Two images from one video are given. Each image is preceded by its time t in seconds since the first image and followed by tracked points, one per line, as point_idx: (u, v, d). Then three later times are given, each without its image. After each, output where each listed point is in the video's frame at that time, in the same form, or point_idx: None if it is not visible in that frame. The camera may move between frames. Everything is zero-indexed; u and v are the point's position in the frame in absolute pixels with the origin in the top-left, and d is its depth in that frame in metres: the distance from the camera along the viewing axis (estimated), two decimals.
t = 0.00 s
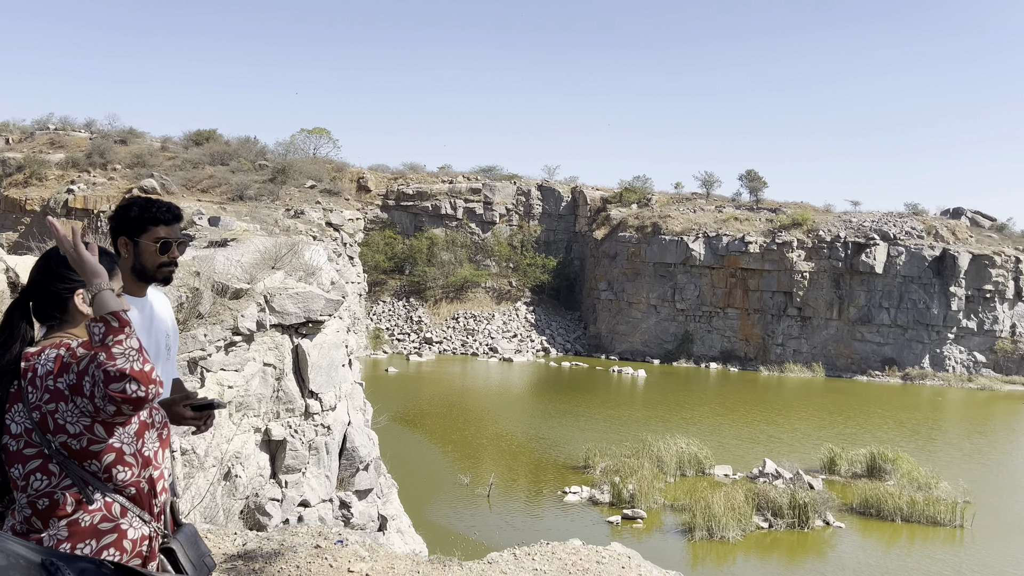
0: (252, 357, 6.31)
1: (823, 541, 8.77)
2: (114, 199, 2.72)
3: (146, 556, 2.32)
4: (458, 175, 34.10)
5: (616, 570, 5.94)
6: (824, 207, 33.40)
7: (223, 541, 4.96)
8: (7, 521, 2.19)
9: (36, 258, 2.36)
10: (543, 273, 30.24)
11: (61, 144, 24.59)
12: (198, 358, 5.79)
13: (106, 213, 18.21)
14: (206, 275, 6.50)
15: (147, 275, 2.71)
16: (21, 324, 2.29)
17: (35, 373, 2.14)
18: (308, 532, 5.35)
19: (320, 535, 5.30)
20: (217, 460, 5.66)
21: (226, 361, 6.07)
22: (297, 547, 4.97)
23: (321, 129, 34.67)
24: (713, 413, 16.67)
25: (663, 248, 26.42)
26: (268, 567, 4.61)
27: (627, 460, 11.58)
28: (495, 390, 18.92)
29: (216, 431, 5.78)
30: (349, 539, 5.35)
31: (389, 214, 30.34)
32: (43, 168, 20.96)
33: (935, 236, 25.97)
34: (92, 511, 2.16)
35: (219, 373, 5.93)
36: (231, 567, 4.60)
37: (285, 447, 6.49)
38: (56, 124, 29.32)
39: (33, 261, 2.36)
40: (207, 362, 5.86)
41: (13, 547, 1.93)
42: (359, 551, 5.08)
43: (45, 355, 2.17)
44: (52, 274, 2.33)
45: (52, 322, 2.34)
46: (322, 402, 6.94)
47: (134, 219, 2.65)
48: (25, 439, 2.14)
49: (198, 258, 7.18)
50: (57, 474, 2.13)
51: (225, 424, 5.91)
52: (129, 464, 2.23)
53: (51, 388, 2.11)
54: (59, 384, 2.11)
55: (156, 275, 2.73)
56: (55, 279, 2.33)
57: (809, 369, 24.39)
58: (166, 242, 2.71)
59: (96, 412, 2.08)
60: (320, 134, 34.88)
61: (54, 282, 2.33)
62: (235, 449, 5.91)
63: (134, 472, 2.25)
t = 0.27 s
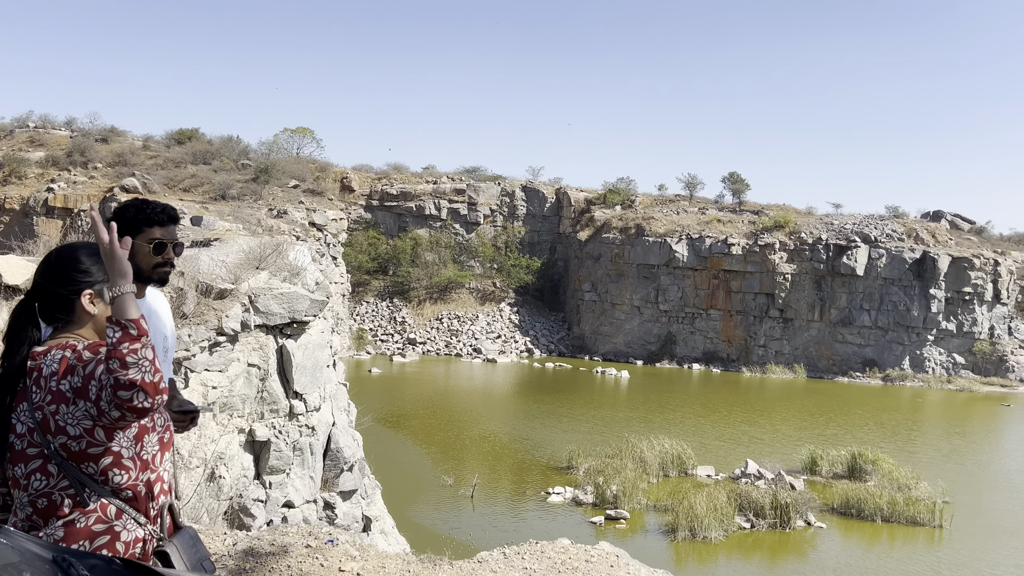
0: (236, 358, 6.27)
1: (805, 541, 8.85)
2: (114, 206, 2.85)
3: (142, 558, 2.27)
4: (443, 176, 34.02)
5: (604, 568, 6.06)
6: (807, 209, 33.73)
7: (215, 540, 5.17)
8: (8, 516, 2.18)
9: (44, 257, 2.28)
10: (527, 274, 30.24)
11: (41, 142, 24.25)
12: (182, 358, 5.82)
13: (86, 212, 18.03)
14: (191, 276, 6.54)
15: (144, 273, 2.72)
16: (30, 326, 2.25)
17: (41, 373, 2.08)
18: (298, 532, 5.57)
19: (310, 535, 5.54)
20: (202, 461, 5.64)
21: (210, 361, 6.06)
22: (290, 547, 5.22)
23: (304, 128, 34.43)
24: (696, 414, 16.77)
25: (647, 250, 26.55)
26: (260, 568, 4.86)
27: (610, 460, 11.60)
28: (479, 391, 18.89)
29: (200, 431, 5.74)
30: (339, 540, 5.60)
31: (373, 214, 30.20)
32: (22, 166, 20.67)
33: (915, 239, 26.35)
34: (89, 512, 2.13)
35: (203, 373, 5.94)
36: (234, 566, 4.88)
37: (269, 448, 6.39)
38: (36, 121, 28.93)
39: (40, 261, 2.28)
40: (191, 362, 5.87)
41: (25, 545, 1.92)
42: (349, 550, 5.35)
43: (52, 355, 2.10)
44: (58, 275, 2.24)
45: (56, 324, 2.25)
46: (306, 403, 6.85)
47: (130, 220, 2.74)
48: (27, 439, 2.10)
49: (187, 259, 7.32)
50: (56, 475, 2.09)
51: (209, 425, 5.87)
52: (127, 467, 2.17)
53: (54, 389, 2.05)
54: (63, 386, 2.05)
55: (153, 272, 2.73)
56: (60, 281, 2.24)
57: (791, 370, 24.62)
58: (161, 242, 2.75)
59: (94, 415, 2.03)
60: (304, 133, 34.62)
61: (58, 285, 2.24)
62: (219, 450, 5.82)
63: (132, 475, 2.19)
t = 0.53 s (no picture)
0: (225, 358, 6.20)
1: (792, 543, 8.89)
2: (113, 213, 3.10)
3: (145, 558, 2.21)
4: (433, 177, 33.96)
5: (596, 569, 6.05)
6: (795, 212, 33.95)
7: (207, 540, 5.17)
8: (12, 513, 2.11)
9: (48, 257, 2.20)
10: (516, 275, 30.22)
11: (27, 140, 24.02)
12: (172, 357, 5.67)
13: (72, 210, 17.86)
14: (181, 275, 6.55)
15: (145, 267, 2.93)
16: (32, 326, 2.13)
17: (49, 378, 1.98)
18: (291, 532, 5.59)
19: (304, 535, 5.56)
20: (191, 461, 5.51)
21: (199, 361, 6.00)
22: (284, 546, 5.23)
23: (293, 128, 34.25)
24: (684, 416, 16.82)
25: (636, 252, 26.63)
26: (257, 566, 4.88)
27: (599, 462, 11.61)
28: (468, 392, 18.84)
29: (190, 431, 5.61)
30: (332, 539, 5.63)
31: (363, 214, 30.11)
32: (8, 164, 20.45)
33: (902, 242, 26.60)
34: (92, 512, 2.06)
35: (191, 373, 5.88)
36: (234, 563, 4.93)
37: (258, 448, 6.34)
38: (22, 119, 28.65)
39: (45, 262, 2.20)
40: (180, 362, 5.76)
41: (32, 544, 1.84)
42: (343, 550, 5.37)
43: (62, 363, 1.99)
44: (63, 275, 2.15)
45: (63, 323, 2.14)
46: (295, 403, 6.80)
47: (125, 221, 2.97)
48: (32, 440, 2.01)
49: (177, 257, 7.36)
50: (60, 478, 2.02)
51: (199, 425, 5.75)
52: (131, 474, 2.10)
53: (61, 398, 1.96)
54: (70, 397, 1.95)
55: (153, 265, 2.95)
56: (65, 281, 2.15)
57: (778, 371, 24.75)
58: (156, 242, 2.97)
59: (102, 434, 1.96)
60: (293, 133, 34.43)
61: (63, 285, 2.15)
62: (209, 450, 5.73)
63: (133, 478, 2.13)
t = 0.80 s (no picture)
0: (220, 359, 6.23)
1: (787, 546, 8.89)
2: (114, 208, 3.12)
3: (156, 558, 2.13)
4: (429, 178, 33.95)
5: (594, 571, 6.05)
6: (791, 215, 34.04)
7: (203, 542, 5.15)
8: (16, 514, 2.07)
9: (48, 262, 2.10)
10: (512, 277, 30.22)
11: (23, 139, 23.94)
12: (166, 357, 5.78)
13: (67, 211, 17.81)
14: (177, 278, 6.67)
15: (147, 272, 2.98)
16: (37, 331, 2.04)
17: (61, 382, 1.90)
18: (288, 534, 5.57)
19: (301, 537, 5.54)
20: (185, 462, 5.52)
21: (195, 362, 6.06)
22: (280, 548, 5.21)
23: (289, 129, 34.20)
24: (679, 419, 16.82)
25: (632, 254, 26.66)
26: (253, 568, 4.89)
27: (595, 463, 11.61)
28: (463, 394, 18.81)
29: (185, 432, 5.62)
30: (329, 541, 5.61)
31: (359, 215, 30.11)
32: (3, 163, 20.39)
33: (897, 246, 26.72)
34: (101, 513, 2.00)
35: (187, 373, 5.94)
36: (232, 564, 4.96)
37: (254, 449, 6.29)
38: (18, 118, 28.58)
39: (46, 266, 2.11)
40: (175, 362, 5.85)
41: (36, 544, 1.83)
42: (341, 552, 5.36)
43: (75, 367, 1.90)
44: (63, 278, 2.05)
45: (67, 326, 2.03)
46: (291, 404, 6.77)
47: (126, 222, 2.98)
48: (40, 442, 1.96)
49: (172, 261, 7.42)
50: (69, 480, 1.97)
51: (194, 426, 5.75)
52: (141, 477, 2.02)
53: (75, 402, 1.88)
54: (86, 404, 1.87)
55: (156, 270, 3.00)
56: (66, 284, 2.05)
57: (773, 375, 24.82)
58: (156, 245, 3.00)
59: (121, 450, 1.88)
60: (289, 134, 34.39)
61: (64, 288, 2.05)
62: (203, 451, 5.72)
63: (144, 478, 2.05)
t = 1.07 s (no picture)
0: (222, 359, 6.24)
1: (787, 548, 8.88)
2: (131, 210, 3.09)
3: (171, 559, 2.11)
4: (430, 180, 33.99)
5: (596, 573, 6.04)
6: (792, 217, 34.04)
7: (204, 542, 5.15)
8: (30, 516, 2.04)
9: (74, 265, 2.10)
10: (513, 278, 30.21)
11: (25, 140, 23.99)
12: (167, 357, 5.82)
13: (68, 211, 17.84)
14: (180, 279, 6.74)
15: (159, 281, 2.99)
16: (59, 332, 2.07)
17: (82, 388, 1.91)
18: (291, 535, 5.58)
19: (304, 538, 5.54)
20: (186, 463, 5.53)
21: (196, 363, 6.10)
22: (284, 549, 5.22)
23: (291, 130, 34.24)
24: (680, 421, 16.81)
25: (633, 256, 26.67)
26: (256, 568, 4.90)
27: (595, 465, 11.61)
28: (463, 395, 18.81)
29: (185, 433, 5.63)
30: (331, 543, 5.60)
31: (360, 217, 30.13)
32: (5, 164, 20.44)
33: (899, 248, 26.70)
34: (117, 516, 1.99)
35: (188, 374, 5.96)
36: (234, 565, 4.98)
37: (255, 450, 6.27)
38: (20, 119, 28.66)
39: (72, 268, 2.10)
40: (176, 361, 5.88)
41: (43, 544, 1.85)
42: (344, 554, 5.35)
43: (98, 373, 1.92)
44: (88, 282, 2.05)
45: (87, 329, 2.03)
46: (292, 405, 6.76)
47: (142, 230, 2.96)
48: (56, 446, 1.95)
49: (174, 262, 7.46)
50: (84, 485, 1.96)
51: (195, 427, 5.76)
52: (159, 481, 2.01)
53: (97, 411, 1.90)
54: (110, 413, 1.90)
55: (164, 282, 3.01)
56: (90, 287, 2.05)
57: (774, 377, 24.81)
58: (164, 261, 3.00)
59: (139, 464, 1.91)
60: (291, 135, 34.43)
61: (88, 291, 2.05)
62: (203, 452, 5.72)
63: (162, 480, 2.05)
